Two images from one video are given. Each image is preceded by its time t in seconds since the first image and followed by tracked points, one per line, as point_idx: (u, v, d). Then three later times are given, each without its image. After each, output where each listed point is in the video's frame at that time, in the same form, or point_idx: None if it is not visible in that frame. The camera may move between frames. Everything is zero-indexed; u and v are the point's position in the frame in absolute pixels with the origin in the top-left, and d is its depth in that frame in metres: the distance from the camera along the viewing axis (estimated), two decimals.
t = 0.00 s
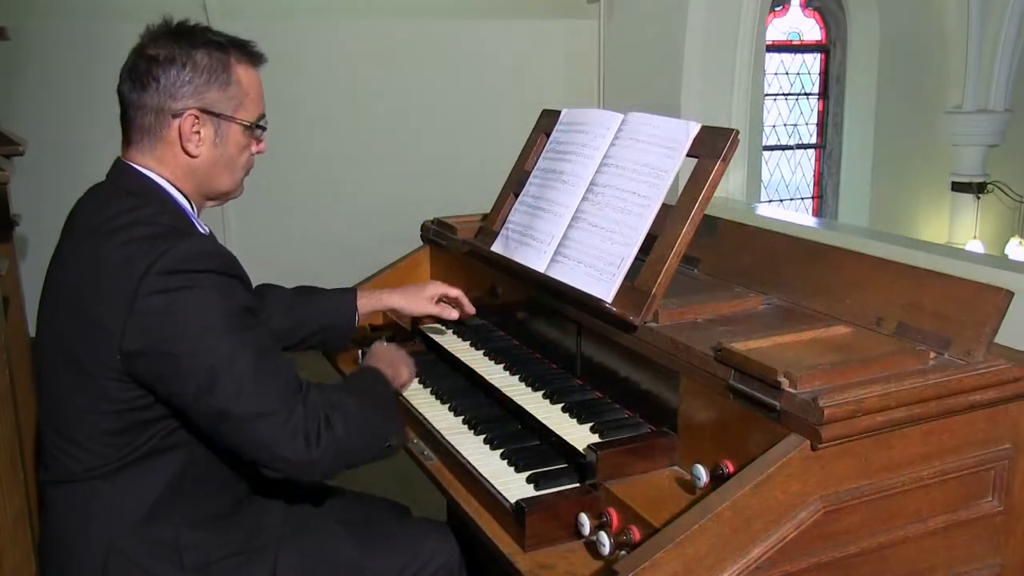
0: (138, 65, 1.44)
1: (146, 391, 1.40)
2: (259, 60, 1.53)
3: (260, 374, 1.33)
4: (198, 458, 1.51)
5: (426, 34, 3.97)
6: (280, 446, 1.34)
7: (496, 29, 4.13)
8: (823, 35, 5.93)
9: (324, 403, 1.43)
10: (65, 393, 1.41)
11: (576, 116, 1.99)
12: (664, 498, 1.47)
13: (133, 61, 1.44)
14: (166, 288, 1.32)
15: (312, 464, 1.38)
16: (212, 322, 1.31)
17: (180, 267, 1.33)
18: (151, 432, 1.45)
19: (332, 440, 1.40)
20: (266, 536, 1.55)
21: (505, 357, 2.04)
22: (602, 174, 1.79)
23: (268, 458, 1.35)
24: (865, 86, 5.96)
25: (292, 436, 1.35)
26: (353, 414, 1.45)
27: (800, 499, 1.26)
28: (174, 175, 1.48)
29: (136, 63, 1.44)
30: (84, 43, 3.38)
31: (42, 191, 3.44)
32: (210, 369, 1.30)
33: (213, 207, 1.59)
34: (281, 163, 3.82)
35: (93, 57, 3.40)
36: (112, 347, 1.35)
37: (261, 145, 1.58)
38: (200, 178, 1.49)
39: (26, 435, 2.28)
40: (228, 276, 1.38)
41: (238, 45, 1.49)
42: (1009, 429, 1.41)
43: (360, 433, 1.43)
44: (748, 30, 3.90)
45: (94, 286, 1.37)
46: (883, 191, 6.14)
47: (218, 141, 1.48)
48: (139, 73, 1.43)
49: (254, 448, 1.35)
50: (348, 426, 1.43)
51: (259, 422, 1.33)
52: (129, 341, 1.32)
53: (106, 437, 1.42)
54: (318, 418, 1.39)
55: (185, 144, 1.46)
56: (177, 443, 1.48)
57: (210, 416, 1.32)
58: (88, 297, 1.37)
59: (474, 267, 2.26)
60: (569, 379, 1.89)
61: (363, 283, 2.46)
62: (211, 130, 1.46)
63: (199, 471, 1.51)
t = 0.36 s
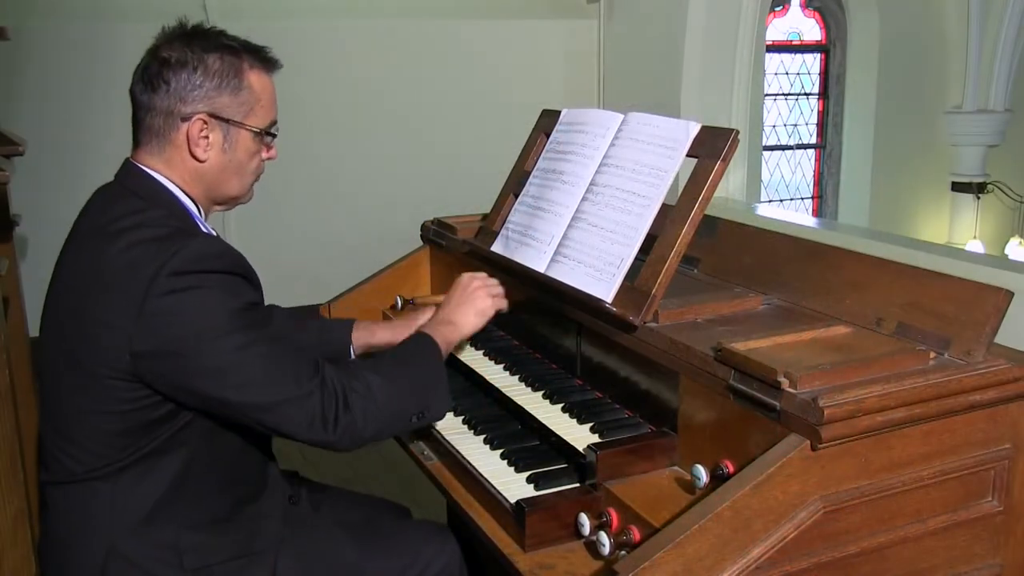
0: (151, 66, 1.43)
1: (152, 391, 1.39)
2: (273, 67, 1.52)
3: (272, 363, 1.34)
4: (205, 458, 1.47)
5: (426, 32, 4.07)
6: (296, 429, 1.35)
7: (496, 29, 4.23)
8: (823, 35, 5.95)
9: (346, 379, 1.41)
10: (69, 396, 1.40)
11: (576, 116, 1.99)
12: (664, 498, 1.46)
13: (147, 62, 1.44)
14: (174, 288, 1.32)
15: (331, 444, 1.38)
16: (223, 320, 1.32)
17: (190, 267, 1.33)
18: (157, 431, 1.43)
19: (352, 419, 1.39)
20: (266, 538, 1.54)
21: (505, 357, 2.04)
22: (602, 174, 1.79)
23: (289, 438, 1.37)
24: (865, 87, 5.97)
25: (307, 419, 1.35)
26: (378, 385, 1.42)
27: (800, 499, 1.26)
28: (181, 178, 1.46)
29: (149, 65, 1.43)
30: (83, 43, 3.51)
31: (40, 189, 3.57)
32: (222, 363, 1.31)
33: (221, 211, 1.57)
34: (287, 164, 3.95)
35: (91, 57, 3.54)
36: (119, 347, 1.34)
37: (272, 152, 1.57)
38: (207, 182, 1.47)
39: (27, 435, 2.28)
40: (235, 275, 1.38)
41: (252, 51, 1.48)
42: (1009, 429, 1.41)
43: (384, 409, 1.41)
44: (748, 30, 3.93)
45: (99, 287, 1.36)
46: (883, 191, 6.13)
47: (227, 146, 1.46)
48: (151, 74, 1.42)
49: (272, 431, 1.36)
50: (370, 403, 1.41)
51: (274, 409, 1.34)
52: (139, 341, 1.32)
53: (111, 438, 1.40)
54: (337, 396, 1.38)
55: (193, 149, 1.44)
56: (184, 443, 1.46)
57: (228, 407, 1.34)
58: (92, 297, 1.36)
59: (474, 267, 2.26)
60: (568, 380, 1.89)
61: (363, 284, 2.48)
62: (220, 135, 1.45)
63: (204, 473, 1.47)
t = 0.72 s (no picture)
0: (160, 73, 1.41)
1: (155, 393, 1.38)
2: (281, 68, 1.50)
3: (277, 370, 1.35)
4: (206, 461, 1.48)
5: (425, 32, 4.32)
6: (297, 435, 1.37)
7: (495, 28, 4.46)
8: (823, 35, 5.98)
9: (350, 385, 1.44)
10: (73, 399, 1.39)
11: (576, 116, 1.99)
12: (664, 498, 1.46)
13: (155, 68, 1.42)
14: (183, 295, 1.31)
15: (328, 449, 1.40)
16: (231, 328, 1.32)
17: (198, 275, 1.32)
18: (160, 433, 1.43)
19: (352, 424, 1.41)
20: (265, 542, 1.54)
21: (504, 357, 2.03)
22: (602, 174, 1.79)
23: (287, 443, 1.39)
24: (865, 87, 5.98)
25: (308, 425, 1.37)
26: (383, 394, 1.45)
27: (800, 499, 1.26)
28: (193, 184, 1.45)
29: (157, 71, 1.41)
30: (86, 46, 3.76)
31: (41, 186, 3.81)
32: (227, 371, 1.32)
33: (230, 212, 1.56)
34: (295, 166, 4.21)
35: (93, 59, 3.79)
36: (121, 352, 1.33)
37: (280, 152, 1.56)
38: (220, 187, 1.46)
39: (28, 436, 2.28)
40: (243, 282, 1.37)
41: (259, 53, 1.46)
42: (1009, 428, 1.41)
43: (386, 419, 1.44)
44: (748, 30, 3.98)
45: (103, 288, 1.35)
46: (883, 191, 6.14)
47: (240, 151, 1.45)
48: (161, 81, 1.40)
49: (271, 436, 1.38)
50: (373, 409, 1.43)
51: (276, 415, 1.35)
52: (144, 346, 1.32)
53: (115, 441, 1.40)
54: (339, 401, 1.41)
55: (206, 155, 1.43)
56: (186, 446, 1.45)
57: (228, 413, 1.35)
58: (95, 299, 1.35)
59: (474, 267, 2.26)
60: (568, 379, 1.88)
61: (363, 284, 2.47)
62: (233, 140, 1.43)
63: (204, 476, 1.47)
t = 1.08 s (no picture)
0: (170, 76, 1.40)
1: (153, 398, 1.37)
2: (291, 74, 1.50)
3: (276, 381, 1.35)
4: (204, 468, 1.47)
5: (426, 32, 4.55)
6: (292, 447, 1.36)
7: (497, 28, 4.71)
8: (823, 35, 5.98)
9: (347, 400, 1.45)
10: (72, 402, 1.38)
11: (576, 116, 1.99)
12: (664, 498, 1.46)
13: (165, 71, 1.40)
14: (184, 301, 1.30)
15: (322, 461, 1.40)
16: (232, 337, 1.32)
17: (201, 281, 1.31)
18: (157, 437, 1.42)
19: (347, 439, 1.42)
20: (266, 544, 1.54)
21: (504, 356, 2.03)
22: (602, 174, 1.79)
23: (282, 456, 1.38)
24: (865, 87, 5.98)
25: (305, 437, 1.37)
26: (379, 410, 1.47)
27: (800, 499, 1.26)
28: (198, 189, 1.43)
29: (168, 74, 1.40)
30: (84, 44, 3.99)
31: (42, 187, 4.04)
32: (226, 379, 1.31)
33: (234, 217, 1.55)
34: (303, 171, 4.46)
35: (93, 59, 4.01)
36: (121, 356, 1.32)
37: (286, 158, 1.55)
38: (226, 193, 1.45)
39: (28, 436, 2.28)
40: (245, 290, 1.37)
41: (270, 58, 1.45)
42: (1008, 428, 1.41)
43: (377, 436, 1.45)
44: (749, 32, 4.08)
45: (103, 291, 1.34)
46: (883, 191, 6.14)
47: (247, 157, 1.44)
48: (171, 84, 1.39)
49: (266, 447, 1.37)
50: (368, 424, 1.45)
51: (272, 426, 1.35)
52: (144, 351, 1.31)
53: (114, 445, 1.39)
54: (335, 415, 1.41)
55: (214, 159, 1.41)
56: (186, 450, 1.44)
57: (225, 421, 1.34)
58: (96, 301, 1.34)
59: (474, 267, 2.26)
60: (568, 379, 1.88)
61: (363, 284, 2.47)
62: (241, 146, 1.42)
63: (202, 481, 1.46)
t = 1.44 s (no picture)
0: (177, 80, 1.39)
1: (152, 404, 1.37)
2: (298, 80, 1.49)
3: (276, 388, 1.35)
4: (203, 473, 1.46)
5: (427, 32, 4.56)
6: (291, 455, 1.36)
7: (498, 29, 4.71)
8: (823, 35, 5.98)
9: (347, 408, 1.45)
10: (71, 407, 1.37)
11: (576, 116, 1.99)
12: (664, 499, 1.47)
13: (172, 75, 1.40)
14: (186, 307, 1.30)
15: (321, 468, 1.40)
16: (233, 344, 1.32)
17: (203, 287, 1.31)
18: (154, 443, 1.41)
19: (347, 447, 1.42)
20: (265, 547, 1.54)
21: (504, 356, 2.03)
22: (602, 175, 1.79)
23: (280, 463, 1.38)
24: (865, 86, 5.98)
25: (304, 445, 1.37)
26: (378, 419, 1.47)
27: (800, 499, 1.26)
28: (202, 193, 1.43)
29: (174, 78, 1.40)
30: (85, 45, 3.99)
31: (43, 189, 4.04)
32: (228, 386, 1.31)
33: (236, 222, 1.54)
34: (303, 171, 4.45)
35: (93, 60, 4.01)
36: (120, 361, 1.31)
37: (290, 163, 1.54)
38: (229, 197, 1.45)
39: (27, 437, 2.28)
40: (248, 297, 1.36)
41: (277, 63, 1.45)
42: (1009, 428, 1.41)
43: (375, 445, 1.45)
44: (748, 31, 4.11)
45: (103, 295, 1.33)
46: (884, 191, 6.15)
47: (252, 162, 1.43)
48: (178, 88, 1.39)
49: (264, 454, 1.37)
50: (368, 431, 1.45)
51: (272, 434, 1.34)
52: (144, 356, 1.30)
53: (112, 450, 1.38)
54: (335, 423, 1.41)
55: (218, 165, 1.41)
56: (184, 456, 1.44)
57: (223, 429, 1.34)
58: (96, 305, 1.34)
59: (474, 267, 2.27)
60: (568, 379, 1.88)
61: (363, 284, 2.47)
62: (246, 151, 1.42)
63: (200, 486, 1.46)
